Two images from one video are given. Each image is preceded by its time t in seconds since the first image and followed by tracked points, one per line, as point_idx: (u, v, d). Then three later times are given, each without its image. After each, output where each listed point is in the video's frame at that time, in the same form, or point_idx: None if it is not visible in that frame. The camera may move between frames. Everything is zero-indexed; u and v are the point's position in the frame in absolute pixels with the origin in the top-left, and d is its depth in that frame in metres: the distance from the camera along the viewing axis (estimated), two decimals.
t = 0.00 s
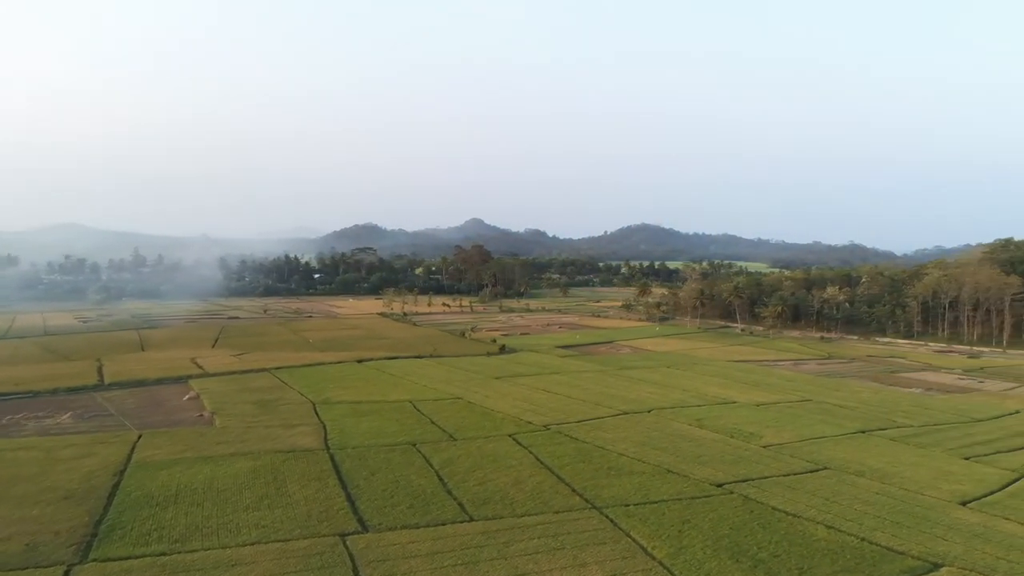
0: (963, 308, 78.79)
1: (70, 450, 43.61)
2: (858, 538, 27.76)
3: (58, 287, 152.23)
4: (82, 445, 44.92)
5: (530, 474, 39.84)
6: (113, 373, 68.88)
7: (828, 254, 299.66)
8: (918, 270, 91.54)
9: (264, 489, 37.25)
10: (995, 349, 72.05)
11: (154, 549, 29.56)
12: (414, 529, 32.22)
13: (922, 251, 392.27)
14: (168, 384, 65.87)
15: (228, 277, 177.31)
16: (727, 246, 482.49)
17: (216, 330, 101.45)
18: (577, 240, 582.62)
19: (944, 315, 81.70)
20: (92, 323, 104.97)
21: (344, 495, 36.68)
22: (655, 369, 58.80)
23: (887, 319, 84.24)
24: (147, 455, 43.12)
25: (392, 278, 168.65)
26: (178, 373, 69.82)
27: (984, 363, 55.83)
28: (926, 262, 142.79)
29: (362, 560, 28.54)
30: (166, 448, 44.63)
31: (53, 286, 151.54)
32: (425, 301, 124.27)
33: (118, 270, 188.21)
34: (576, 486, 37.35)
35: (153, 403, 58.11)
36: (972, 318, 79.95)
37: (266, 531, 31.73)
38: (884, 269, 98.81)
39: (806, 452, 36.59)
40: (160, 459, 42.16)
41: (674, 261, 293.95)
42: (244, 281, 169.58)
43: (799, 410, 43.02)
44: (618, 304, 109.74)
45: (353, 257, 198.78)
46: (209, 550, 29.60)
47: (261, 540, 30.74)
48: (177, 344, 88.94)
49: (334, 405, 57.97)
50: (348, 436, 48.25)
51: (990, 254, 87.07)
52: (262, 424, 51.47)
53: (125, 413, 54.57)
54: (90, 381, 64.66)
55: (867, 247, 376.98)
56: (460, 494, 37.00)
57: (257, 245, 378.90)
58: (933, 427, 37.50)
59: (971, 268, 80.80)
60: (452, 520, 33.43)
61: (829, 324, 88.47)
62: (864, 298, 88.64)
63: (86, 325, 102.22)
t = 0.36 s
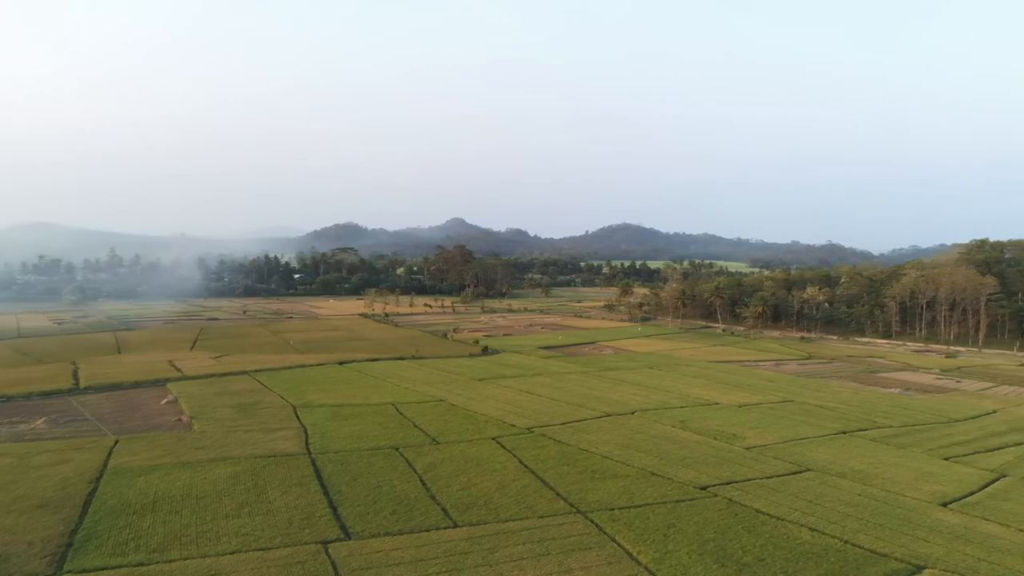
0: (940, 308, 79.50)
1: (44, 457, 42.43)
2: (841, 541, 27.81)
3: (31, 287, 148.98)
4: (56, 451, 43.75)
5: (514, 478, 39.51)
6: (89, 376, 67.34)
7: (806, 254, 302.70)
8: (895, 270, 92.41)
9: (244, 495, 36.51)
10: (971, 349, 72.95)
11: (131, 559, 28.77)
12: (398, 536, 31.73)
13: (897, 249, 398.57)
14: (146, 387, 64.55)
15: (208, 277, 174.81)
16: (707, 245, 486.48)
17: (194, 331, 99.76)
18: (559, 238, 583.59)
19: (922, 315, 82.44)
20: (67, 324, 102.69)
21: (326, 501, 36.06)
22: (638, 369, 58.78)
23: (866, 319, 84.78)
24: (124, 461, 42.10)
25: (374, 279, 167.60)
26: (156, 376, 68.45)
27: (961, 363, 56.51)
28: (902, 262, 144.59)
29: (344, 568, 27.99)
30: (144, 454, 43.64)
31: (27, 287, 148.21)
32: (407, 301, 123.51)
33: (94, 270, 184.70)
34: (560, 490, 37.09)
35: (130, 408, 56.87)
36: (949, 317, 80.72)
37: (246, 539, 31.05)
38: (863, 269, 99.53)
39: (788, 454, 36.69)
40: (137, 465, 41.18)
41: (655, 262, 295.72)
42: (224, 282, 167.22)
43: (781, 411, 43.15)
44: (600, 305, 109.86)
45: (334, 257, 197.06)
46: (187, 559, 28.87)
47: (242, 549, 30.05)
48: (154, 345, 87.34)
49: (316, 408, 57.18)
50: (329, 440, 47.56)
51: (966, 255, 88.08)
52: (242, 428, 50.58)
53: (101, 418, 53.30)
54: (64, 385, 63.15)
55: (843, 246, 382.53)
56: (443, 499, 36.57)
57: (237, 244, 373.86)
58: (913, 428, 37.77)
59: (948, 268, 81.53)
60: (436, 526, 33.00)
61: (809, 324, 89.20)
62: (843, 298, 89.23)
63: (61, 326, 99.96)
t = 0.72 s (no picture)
0: (914, 308, 80.73)
1: (13, 464, 41.08)
2: (820, 543, 27.87)
3: None
4: (26, 458, 42.39)
5: (495, 482, 39.12)
6: (60, 380, 65.53)
7: (782, 254, 305.56)
8: (870, 270, 93.49)
9: (221, 502, 35.65)
10: (944, 348, 74.14)
11: (104, 569, 27.88)
12: (378, 542, 31.17)
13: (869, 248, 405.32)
14: (119, 391, 62.98)
15: (183, 277, 171.66)
16: (684, 243, 490.39)
17: (169, 333, 97.75)
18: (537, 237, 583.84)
19: (896, 315, 83.64)
20: (37, 326, 99.98)
21: (305, 507, 35.34)
22: (617, 370, 58.70)
23: (842, 319, 85.83)
24: (96, 468, 40.90)
25: (352, 279, 165.90)
26: (130, 379, 66.83)
27: (934, 362, 57.32)
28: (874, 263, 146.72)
29: None
30: (117, 460, 42.47)
31: None
32: (386, 302, 122.38)
33: (65, 270, 180.37)
34: (542, 494, 36.79)
35: (103, 412, 55.41)
36: (922, 317, 82.01)
37: (224, 547, 30.27)
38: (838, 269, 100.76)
39: (767, 455, 36.77)
40: (110, 472, 40.05)
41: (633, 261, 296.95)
42: (200, 283, 164.32)
43: (760, 412, 43.31)
44: (580, 305, 109.92)
45: (312, 257, 194.82)
46: (163, 569, 28.03)
47: (219, 558, 29.28)
48: (128, 348, 85.36)
49: (293, 412, 56.20)
50: (308, 445, 46.71)
51: (939, 255, 89.55)
52: (219, 433, 49.51)
53: (73, 423, 51.85)
54: (34, 389, 61.37)
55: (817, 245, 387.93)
56: (424, 504, 36.06)
57: (212, 244, 367.99)
58: (889, 428, 38.08)
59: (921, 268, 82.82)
60: (416, 532, 32.48)
61: (786, 324, 90.04)
62: (819, 298, 90.21)
63: (32, 329, 97.34)
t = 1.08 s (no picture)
0: (877, 308, 82.44)
1: None
2: (788, 543, 28.11)
3: None
4: None
5: (467, 485, 38.72)
6: (18, 386, 63.15)
7: (748, 255, 310.18)
8: (835, 271, 95.26)
9: (188, 510, 34.60)
10: (906, 348, 75.89)
11: None
12: (349, 550, 30.51)
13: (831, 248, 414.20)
14: (81, 397, 60.98)
15: (147, 278, 167.33)
16: (653, 243, 495.05)
17: (132, 336, 95.06)
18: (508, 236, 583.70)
19: (860, 315, 85.34)
20: None
21: (274, 514, 34.48)
22: (589, 372, 58.74)
23: (807, 319, 87.26)
24: (57, 477, 39.43)
25: (322, 280, 163.65)
26: (92, 384, 64.73)
27: (896, 361, 58.55)
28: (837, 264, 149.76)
29: None
30: (79, 468, 40.99)
31: None
32: (355, 303, 120.89)
33: (22, 271, 174.40)
34: (514, 498, 36.50)
35: (64, 419, 53.52)
36: (885, 317, 83.81)
37: (191, 557, 29.34)
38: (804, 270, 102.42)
39: (736, 456, 37.05)
40: (71, 481, 38.62)
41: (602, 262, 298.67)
42: (164, 284, 160.36)
43: (728, 413, 43.66)
44: (551, 305, 109.90)
45: (280, 258, 191.68)
46: None
47: (186, 567, 28.35)
48: (89, 352, 82.77)
49: (261, 417, 54.98)
50: (277, 450, 45.66)
51: (901, 257, 91.66)
52: (185, 439, 48.17)
53: (32, 431, 49.96)
54: None
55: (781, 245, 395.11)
56: (395, 509, 35.49)
57: (177, 244, 359.85)
58: (854, 427, 38.67)
59: (884, 269, 84.66)
60: (388, 538, 31.92)
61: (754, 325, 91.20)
62: (785, 298, 91.52)
63: None
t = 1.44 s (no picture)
0: (838, 307, 84.14)
1: None
2: (753, 540, 28.34)
3: None
4: None
5: (435, 488, 38.23)
6: None
7: (712, 254, 313.40)
8: (798, 270, 96.87)
9: (150, 517, 33.43)
10: (865, 346, 77.63)
11: None
12: (317, 555, 29.80)
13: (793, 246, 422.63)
14: (36, 401, 58.72)
15: (105, 278, 162.31)
16: (620, 242, 499.05)
17: (90, 338, 92.06)
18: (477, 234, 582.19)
19: (822, 314, 87.08)
20: None
21: (239, 520, 33.52)
22: (557, 371, 58.66)
23: (771, 318, 88.64)
24: (11, 484, 37.79)
25: (287, 280, 160.91)
26: (48, 388, 62.41)
27: (856, 359, 59.78)
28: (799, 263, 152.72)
29: None
30: (35, 475, 39.36)
31: None
32: (321, 302, 119.09)
33: None
34: (482, 500, 36.16)
35: (18, 424, 51.45)
36: (846, 316, 85.60)
37: (154, 565, 28.33)
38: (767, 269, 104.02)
39: (702, 454, 37.29)
40: (27, 489, 37.05)
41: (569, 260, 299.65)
42: (124, 284, 155.80)
43: (694, 411, 43.97)
44: (518, 305, 109.60)
45: (245, 257, 187.94)
46: None
47: None
48: (45, 354, 79.88)
49: (226, 420, 53.60)
50: (241, 454, 44.47)
51: (861, 257, 93.73)
52: (146, 443, 46.67)
53: None
54: None
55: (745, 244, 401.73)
56: (363, 513, 34.84)
57: (137, 243, 350.32)
58: (816, 425, 39.24)
59: (845, 268, 86.45)
60: (356, 543, 31.28)
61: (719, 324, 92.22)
62: (750, 297, 92.73)
63: None
